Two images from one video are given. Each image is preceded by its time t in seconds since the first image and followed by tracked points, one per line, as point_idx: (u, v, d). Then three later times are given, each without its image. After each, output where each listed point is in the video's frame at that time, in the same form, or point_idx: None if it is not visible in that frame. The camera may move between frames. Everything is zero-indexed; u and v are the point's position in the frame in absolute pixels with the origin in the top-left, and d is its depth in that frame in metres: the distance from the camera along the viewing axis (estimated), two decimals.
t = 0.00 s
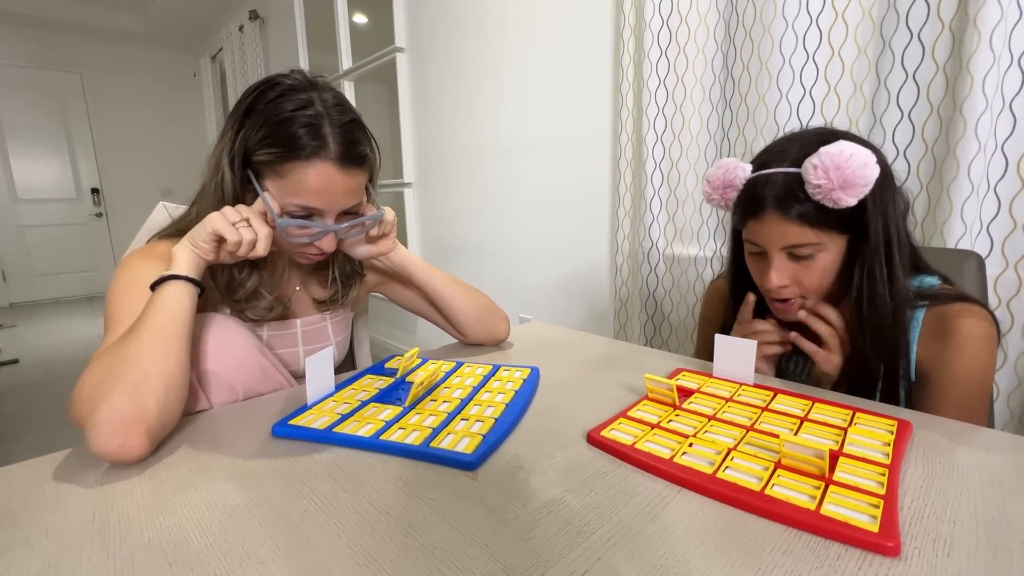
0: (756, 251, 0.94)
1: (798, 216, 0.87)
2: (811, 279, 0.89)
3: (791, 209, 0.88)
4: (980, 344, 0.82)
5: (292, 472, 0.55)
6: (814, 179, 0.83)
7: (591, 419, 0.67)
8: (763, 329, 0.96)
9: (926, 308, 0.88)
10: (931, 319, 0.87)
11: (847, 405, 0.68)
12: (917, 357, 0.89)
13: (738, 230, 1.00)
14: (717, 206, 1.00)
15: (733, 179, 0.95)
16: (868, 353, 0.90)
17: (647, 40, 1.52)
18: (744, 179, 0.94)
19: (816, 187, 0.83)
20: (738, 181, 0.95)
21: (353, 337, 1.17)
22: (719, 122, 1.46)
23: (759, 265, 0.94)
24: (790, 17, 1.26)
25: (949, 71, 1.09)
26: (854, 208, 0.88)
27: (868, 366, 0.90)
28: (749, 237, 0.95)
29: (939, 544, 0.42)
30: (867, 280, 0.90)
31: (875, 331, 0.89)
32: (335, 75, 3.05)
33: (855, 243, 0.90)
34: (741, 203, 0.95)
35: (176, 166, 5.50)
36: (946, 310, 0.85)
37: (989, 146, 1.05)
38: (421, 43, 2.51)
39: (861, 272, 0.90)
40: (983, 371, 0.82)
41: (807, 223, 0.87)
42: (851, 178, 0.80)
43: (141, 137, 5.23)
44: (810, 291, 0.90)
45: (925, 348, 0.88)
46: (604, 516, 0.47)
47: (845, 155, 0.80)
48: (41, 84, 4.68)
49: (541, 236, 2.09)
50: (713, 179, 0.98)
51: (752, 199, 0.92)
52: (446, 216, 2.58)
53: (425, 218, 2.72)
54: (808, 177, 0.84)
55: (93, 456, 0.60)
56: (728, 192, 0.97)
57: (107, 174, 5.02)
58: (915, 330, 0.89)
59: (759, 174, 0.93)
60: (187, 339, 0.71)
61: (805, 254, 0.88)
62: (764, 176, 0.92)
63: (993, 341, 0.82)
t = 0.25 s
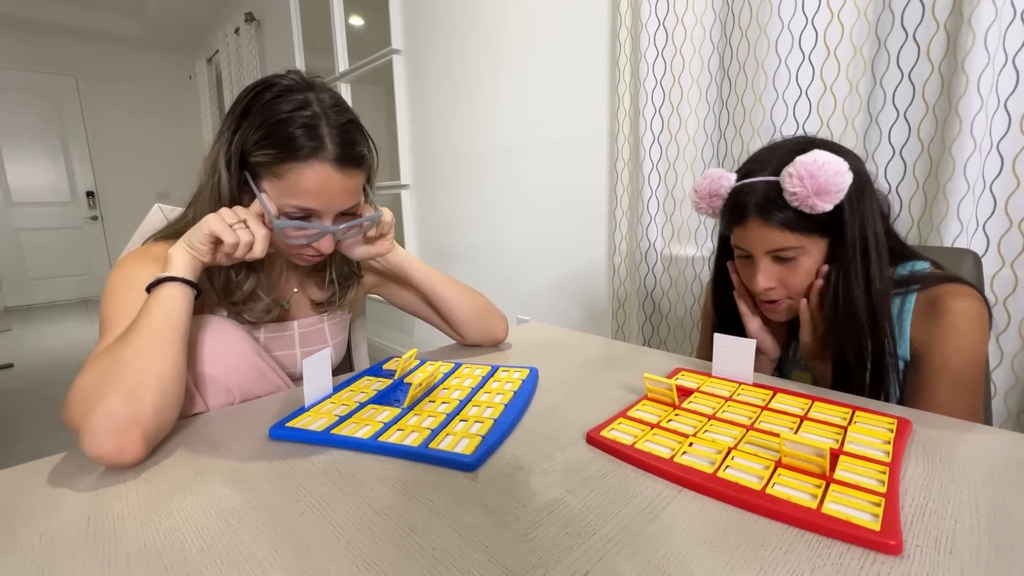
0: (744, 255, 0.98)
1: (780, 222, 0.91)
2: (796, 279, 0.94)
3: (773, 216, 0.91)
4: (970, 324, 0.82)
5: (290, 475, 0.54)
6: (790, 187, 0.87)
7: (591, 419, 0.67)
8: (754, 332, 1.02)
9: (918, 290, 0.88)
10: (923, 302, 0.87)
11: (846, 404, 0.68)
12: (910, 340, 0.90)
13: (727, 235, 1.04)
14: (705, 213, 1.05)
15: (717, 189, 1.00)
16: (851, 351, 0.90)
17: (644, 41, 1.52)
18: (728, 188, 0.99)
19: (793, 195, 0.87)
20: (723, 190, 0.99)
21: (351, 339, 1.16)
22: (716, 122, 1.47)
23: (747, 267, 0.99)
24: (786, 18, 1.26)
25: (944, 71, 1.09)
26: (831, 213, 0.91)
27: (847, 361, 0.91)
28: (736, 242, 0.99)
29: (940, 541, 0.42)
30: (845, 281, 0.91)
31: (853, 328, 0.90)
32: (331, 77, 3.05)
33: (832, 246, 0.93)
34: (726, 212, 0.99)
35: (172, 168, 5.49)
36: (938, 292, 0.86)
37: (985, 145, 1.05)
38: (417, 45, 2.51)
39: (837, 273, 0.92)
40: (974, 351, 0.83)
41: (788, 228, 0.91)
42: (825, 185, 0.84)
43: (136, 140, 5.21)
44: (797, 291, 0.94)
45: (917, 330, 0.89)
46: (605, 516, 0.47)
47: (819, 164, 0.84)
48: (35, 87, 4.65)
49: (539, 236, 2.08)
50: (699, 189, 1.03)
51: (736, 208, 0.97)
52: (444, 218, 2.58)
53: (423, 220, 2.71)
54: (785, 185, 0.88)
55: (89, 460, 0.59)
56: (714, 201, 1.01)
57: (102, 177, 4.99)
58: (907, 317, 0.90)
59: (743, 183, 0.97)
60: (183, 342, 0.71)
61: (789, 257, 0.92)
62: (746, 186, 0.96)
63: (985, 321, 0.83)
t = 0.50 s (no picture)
0: (739, 249, 1.00)
1: (773, 215, 0.93)
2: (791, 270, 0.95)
3: (767, 209, 0.93)
4: (955, 314, 0.83)
5: (288, 480, 0.54)
6: (782, 180, 0.89)
7: (589, 423, 0.67)
8: (753, 327, 1.05)
9: (907, 283, 0.90)
10: (912, 294, 0.89)
11: (843, 406, 0.68)
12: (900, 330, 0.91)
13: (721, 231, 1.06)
14: (701, 209, 1.08)
15: (713, 185, 1.03)
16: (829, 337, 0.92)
17: (640, 45, 1.52)
18: (723, 184, 1.01)
19: (785, 188, 0.89)
20: (718, 186, 1.02)
21: (348, 343, 1.16)
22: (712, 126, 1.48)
23: (742, 261, 1.01)
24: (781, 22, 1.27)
25: (937, 75, 1.10)
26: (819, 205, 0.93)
27: (820, 350, 0.93)
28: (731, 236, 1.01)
29: (937, 543, 0.43)
30: (828, 270, 0.92)
31: (832, 314, 0.91)
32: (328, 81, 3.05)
33: (821, 238, 0.94)
34: (721, 207, 1.01)
35: (169, 172, 5.47)
36: (925, 283, 0.88)
37: (978, 148, 1.06)
38: (414, 49, 2.52)
39: (821, 261, 0.93)
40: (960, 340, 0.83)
41: (781, 221, 0.93)
42: (815, 177, 0.86)
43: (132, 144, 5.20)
44: (792, 283, 0.96)
45: (905, 321, 0.90)
46: (604, 521, 0.47)
47: (808, 158, 0.87)
48: (30, 90, 4.64)
49: (536, 239, 2.09)
50: (696, 186, 1.06)
51: (731, 202, 0.98)
52: (441, 221, 2.58)
53: (420, 223, 2.71)
54: (777, 179, 0.90)
55: (85, 467, 0.59)
56: (709, 197, 1.04)
57: (98, 181, 4.98)
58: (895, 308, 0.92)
59: (736, 178, 0.99)
60: (180, 347, 0.71)
61: (783, 249, 0.94)
62: (739, 181, 0.98)
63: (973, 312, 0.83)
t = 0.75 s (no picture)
0: (735, 241, 1.00)
1: (768, 207, 0.93)
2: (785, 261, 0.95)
3: (763, 201, 0.93)
4: (946, 312, 0.84)
5: (284, 485, 0.54)
6: (778, 171, 0.89)
7: (585, 426, 0.67)
8: (753, 326, 1.03)
9: (898, 281, 0.91)
10: (904, 292, 0.90)
11: (838, 408, 0.69)
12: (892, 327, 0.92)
13: (718, 225, 1.06)
14: (698, 203, 1.08)
15: (711, 178, 1.03)
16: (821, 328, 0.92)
17: (635, 48, 1.53)
18: (721, 177, 1.01)
19: (781, 179, 0.89)
20: (716, 179, 1.02)
21: (344, 346, 1.16)
22: (707, 128, 1.48)
23: (738, 252, 1.01)
24: (775, 25, 1.28)
25: (930, 78, 1.11)
26: (815, 197, 0.92)
27: (813, 341, 0.94)
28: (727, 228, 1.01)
29: (932, 545, 0.43)
30: (822, 263, 0.92)
31: (825, 306, 0.92)
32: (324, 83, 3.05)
33: (815, 229, 0.94)
34: (718, 200, 1.01)
35: (164, 175, 5.46)
36: (917, 281, 0.88)
37: (971, 150, 1.07)
38: (411, 52, 2.52)
39: (815, 253, 0.93)
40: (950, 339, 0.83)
41: (776, 213, 0.93)
42: (811, 169, 0.86)
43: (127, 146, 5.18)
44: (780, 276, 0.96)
45: (896, 318, 0.92)
46: (601, 524, 0.47)
47: (805, 149, 0.86)
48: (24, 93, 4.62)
49: (533, 242, 2.09)
50: (693, 179, 1.07)
51: (728, 194, 0.98)
52: (437, 223, 2.57)
53: (416, 226, 2.71)
54: (774, 170, 0.90)
55: (78, 473, 0.58)
56: (707, 189, 1.04)
57: (93, 183, 4.95)
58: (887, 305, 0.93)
59: (734, 171, 0.99)
60: (175, 351, 0.70)
61: (777, 241, 0.94)
62: (737, 174, 0.98)
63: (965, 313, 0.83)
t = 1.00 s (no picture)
0: (745, 221, 1.01)
1: (781, 184, 0.94)
2: (794, 241, 0.96)
3: (775, 178, 0.95)
4: (948, 315, 0.84)
5: (279, 489, 0.54)
6: (790, 148, 0.91)
7: (582, 429, 0.67)
8: (763, 310, 1.02)
9: (904, 281, 0.92)
10: (908, 291, 0.91)
11: (835, 411, 0.69)
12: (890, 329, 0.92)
13: (730, 206, 1.07)
14: (710, 184, 1.09)
15: (724, 160, 1.05)
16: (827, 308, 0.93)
17: (632, 51, 1.53)
18: (734, 159, 1.03)
19: (794, 157, 0.91)
20: (728, 161, 1.04)
21: (341, 348, 1.16)
22: (704, 130, 1.48)
23: (747, 233, 1.02)
24: (771, 29, 1.28)
25: (925, 81, 1.11)
26: (827, 177, 0.93)
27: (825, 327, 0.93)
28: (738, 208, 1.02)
29: (929, 549, 0.43)
30: (834, 246, 0.93)
31: (833, 286, 0.92)
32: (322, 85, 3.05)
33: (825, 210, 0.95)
34: (731, 181, 1.03)
35: (160, 177, 5.44)
36: (925, 283, 0.89)
37: (965, 153, 1.07)
38: (408, 54, 2.52)
39: (827, 237, 0.93)
40: (949, 342, 0.84)
41: (788, 191, 0.94)
42: (824, 146, 0.88)
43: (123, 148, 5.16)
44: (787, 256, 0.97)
45: (896, 318, 0.91)
46: (598, 528, 0.47)
47: (817, 126, 0.88)
48: (20, 94, 4.60)
49: (530, 244, 2.09)
50: (706, 162, 1.08)
51: (741, 173, 1.00)
52: (435, 225, 2.57)
53: (413, 228, 2.71)
54: (786, 149, 0.92)
55: (72, 477, 0.58)
56: (720, 171, 1.06)
57: (88, 185, 4.93)
58: (889, 305, 0.92)
59: (747, 152, 1.01)
60: (170, 355, 0.70)
61: (787, 219, 0.96)
62: (750, 154, 0.99)
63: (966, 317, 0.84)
